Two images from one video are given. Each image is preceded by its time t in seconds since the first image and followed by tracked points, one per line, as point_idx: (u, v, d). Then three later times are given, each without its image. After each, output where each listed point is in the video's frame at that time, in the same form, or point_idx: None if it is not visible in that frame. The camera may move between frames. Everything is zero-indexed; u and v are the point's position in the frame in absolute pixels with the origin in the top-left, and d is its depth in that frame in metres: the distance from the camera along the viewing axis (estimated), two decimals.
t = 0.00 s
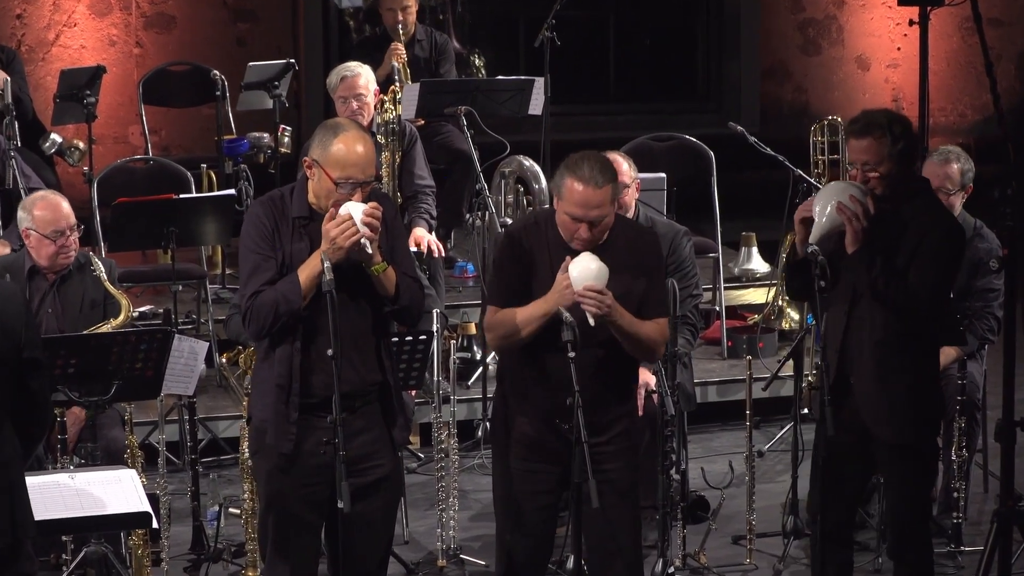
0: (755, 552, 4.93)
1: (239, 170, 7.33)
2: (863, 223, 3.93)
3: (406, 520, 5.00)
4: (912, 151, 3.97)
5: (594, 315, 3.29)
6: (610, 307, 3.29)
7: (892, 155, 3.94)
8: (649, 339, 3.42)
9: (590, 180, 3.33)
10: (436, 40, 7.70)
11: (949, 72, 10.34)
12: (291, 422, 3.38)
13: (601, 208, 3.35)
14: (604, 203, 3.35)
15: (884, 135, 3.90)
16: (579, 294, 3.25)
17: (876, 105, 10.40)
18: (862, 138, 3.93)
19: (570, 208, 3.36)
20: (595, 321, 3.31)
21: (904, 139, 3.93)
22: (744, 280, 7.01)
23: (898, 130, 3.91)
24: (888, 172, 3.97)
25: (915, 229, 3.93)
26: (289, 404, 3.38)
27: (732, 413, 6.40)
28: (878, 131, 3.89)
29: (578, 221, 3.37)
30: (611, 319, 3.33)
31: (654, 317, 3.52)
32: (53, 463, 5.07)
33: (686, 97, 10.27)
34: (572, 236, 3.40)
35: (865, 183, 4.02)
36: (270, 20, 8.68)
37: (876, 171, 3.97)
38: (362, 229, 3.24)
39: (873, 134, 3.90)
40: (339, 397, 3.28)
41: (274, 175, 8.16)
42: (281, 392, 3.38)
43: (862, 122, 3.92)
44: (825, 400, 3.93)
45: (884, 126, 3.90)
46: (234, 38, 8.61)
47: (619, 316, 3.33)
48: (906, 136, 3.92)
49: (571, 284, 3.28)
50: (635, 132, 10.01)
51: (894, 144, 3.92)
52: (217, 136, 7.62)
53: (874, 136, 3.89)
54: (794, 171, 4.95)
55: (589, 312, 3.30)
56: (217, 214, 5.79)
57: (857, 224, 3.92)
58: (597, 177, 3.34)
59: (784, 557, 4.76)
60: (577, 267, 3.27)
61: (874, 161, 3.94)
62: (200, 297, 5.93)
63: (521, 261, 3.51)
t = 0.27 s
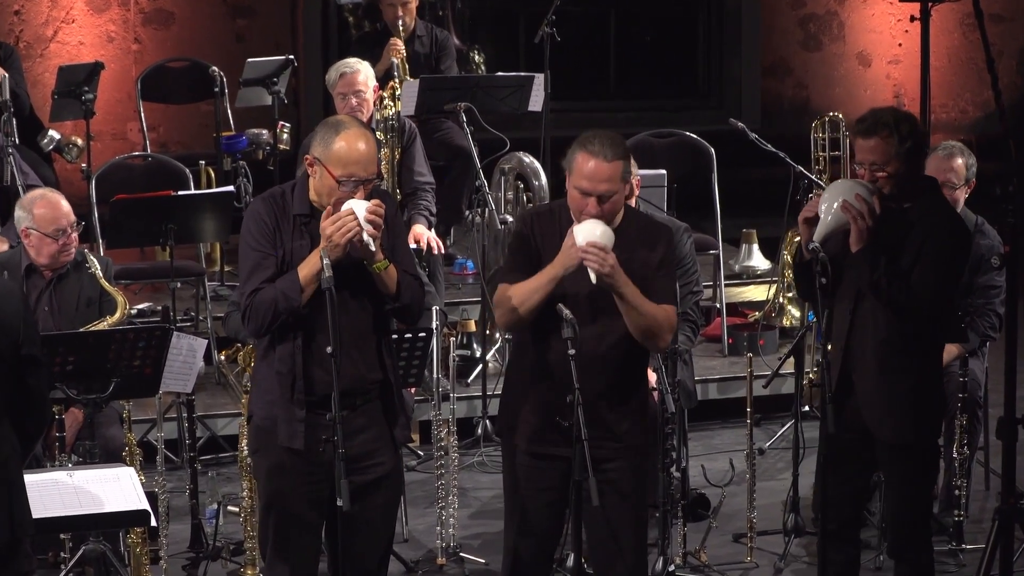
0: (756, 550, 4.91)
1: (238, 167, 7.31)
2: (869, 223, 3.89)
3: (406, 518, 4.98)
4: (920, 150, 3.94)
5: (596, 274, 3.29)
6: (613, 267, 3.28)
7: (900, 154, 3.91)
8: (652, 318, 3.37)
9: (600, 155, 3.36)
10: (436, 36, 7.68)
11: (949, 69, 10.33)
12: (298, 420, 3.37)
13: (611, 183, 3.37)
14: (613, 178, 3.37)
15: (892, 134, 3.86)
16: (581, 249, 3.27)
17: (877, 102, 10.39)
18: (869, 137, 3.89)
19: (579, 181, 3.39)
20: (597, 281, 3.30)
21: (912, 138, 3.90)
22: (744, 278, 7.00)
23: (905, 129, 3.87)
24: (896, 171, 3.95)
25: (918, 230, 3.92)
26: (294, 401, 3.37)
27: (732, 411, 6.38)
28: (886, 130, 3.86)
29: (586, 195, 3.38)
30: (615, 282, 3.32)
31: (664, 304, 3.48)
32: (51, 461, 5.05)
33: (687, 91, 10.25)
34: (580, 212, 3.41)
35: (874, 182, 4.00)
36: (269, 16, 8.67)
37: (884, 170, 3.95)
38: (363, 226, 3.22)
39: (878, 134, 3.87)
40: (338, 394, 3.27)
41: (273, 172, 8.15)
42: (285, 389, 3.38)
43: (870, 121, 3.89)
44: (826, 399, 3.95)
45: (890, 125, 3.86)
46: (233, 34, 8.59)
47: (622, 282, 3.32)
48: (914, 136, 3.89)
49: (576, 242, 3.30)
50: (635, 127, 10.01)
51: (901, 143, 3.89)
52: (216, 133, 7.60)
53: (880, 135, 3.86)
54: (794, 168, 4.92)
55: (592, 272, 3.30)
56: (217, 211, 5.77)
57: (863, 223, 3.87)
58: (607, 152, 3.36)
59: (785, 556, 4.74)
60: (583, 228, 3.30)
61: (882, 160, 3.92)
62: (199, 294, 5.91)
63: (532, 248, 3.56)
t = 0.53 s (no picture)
0: (755, 548, 4.90)
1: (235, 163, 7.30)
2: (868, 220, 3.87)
3: (403, 515, 4.96)
4: (920, 149, 3.91)
5: (597, 252, 3.30)
6: (614, 245, 3.30)
7: (901, 151, 3.88)
8: (653, 304, 3.36)
9: (611, 142, 3.37)
10: (435, 31, 7.66)
11: (949, 65, 10.32)
12: (295, 420, 3.34)
13: (620, 170, 3.38)
14: (622, 166, 3.38)
15: (893, 130, 3.84)
16: (584, 226, 3.29)
17: (875, 99, 10.28)
18: (871, 132, 3.87)
19: (589, 168, 3.40)
20: (598, 259, 3.31)
21: (913, 135, 3.87)
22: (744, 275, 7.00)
23: (907, 126, 3.86)
24: (897, 167, 3.91)
25: (915, 229, 3.92)
26: (292, 401, 3.35)
27: (731, 408, 6.37)
28: (887, 127, 3.84)
29: (594, 181, 3.40)
30: (616, 262, 3.33)
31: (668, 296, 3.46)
32: (48, 459, 5.02)
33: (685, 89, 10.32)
34: (589, 198, 3.42)
35: (872, 178, 3.95)
36: (266, 12, 8.65)
37: (883, 165, 3.91)
38: (363, 228, 3.20)
39: (881, 129, 3.85)
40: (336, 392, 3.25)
41: (271, 168, 8.14)
42: (283, 390, 3.36)
43: (873, 116, 3.87)
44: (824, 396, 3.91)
45: (894, 121, 3.85)
46: (230, 31, 8.58)
47: (624, 263, 3.33)
48: (915, 133, 3.86)
49: (581, 220, 3.33)
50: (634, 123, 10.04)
51: (902, 140, 3.86)
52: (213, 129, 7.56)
53: (881, 130, 3.84)
54: (793, 164, 4.90)
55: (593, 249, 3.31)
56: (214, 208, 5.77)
57: (859, 222, 3.86)
58: (618, 140, 3.37)
59: (784, 553, 4.73)
60: (588, 207, 3.33)
61: (882, 156, 3.89)
62: (196, 292, 5.90)
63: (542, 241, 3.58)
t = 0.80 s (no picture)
0: (752, 544, 4.90)
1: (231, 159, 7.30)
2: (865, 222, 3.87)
3: (401, 512, 4.96)
4: (916, 144, 3.87)
5: (597, 256, 3.28)
6: (615, 250, 3.28)
7: (895, 150, 3.85)
8: (653, 307, 3.34)
9: (613, 145, 3.35)
10: (433, 28, 7.71)
11: (946, 62, 10.31)
12: (290, 417, 3.34)
13: (622, 173, 3.37)
14: (624, 168, 3.36)
15: (887, 130, 3.82)
16: (585, 230, 3.27)
17: (872, 95, 10.32)
18: (866, 134, 3.85)
19: (591, 170, 3.39)
20: (598, 262, 3.29)
21: (907, 134, 3.84)
22: (740, 271, 7.01)
23: (900, 124, 3.84)
24: (892, 168, 3.88)
25: (914, 229, 3.91)
26: (289, 398, 3.34)
27: (728, 405, 6.38)
28: (879, 127, 3.82)
29: (596, 184, 3.39)
30: (617, 266, 3.31)
31: (668, 299, 3.44)
32: (45, 455, 5.02)
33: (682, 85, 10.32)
34: (590, 201, 3.41)
35: (870, 179, 3.94)
36: (263, 8, 8.66)
37: (879, 167, 3.89)
38: (362, 229, 3.21)
39: (874, 130, 3.83)
40: (333, 389, 3.25)
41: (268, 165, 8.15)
42: (280, 387, 3.34)
43: (867, 116, 3.85)
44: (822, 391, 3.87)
45: (887, 122, 3.83)
46: (227, 27, 8.58)
47: (623, 267, 3.32)
48: (910, 131, 3.84)
49: (581, 223, 3.31)
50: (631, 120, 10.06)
51: (896, 140, 3.83)
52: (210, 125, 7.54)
53: (875, 132, 3.83)
54: (790, 160, 4.89)
55: (593, 253, 3.29)
56: (210, 205, 5.77)
57: (857, 222, 3.86)
58: (620, 142, 3.35)
59: (782, 550, 4.72)
60: (588, 211, 3.32)
61: (877, 158, 3.86)
62: (193, 288, 5.90)
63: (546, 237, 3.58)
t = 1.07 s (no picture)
0: (746, 542, 4.90)
1: (225, 156, 7.32)
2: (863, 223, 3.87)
3: (396, 509, 4.96)
4: (913, 142, 3.88)
5: (589, 271, 3.27)
6: (607, 263, 3.26)
7: (892, 149, 3.86)
8: (649, 316, 3.33)
9: (602, 155, 3.33)
10: (428, 26, 7.75)
11: (941, 59, 10.30)
12: (288, 414, 3.32)
13: (610, 185, 3.35)
14: (613, 179, 3.34)
15: (882, 130, 3.83)
16: (576, 245, 3.26)
17: (868, 91, 10.43)
18: (862, 133, 3.86)
19: (579, 182, 3.37)
20: (590, 277, 3.28)
21: (904, 131, 3.85)
22: (735, 269, 7.01)
23: (896, 123, 3.85)
24: (889, 168, 3.89)
25: (912, 227, 3.90)
26: (285, 396, 3.32)
27: (723, 402, 6.39)
28: (874, 126, 3.83)
29: (586, 197, 3.37)
30: (610, 279, 3.30)
31: (664, 305, 3.43)
32: (39, 453, 5.01)
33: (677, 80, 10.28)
34: (581, 212, 3.40)
35: (868, 177, 3.95)
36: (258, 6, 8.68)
37: (876, 166, 3.90)
38: (362, 231, 3.20)
39: (870, 130, 3.84)
40: (327, 386, 3.23)
41: (262, 162, 8.16)
42: (277, 384, 3.33)
43: (862, 115, 3.87)
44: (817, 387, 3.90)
45: (882, 121, 3.84)
46: (221, 25, 8.59)
47: (617, 279, 3.30)
48: (905, 129, 3.85)
49: (572, 237, 3.30)
50: (626, 118, 10.05)
51: (892, 139, 3.84)
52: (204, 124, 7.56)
53: (872, 131, 3.83)
54: (784, 158, 4.89)
55: (585, 268, 3.28)
56: (205, 202, 5.80)
57: (857, 222, 3.86)
58: (608, 153, 3.33)
59: (776, 547, 4.72)
60: (580, 224, 3.30)
61: (874, 157, 3.87)
62: (187, 286, 5.90)
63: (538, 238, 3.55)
